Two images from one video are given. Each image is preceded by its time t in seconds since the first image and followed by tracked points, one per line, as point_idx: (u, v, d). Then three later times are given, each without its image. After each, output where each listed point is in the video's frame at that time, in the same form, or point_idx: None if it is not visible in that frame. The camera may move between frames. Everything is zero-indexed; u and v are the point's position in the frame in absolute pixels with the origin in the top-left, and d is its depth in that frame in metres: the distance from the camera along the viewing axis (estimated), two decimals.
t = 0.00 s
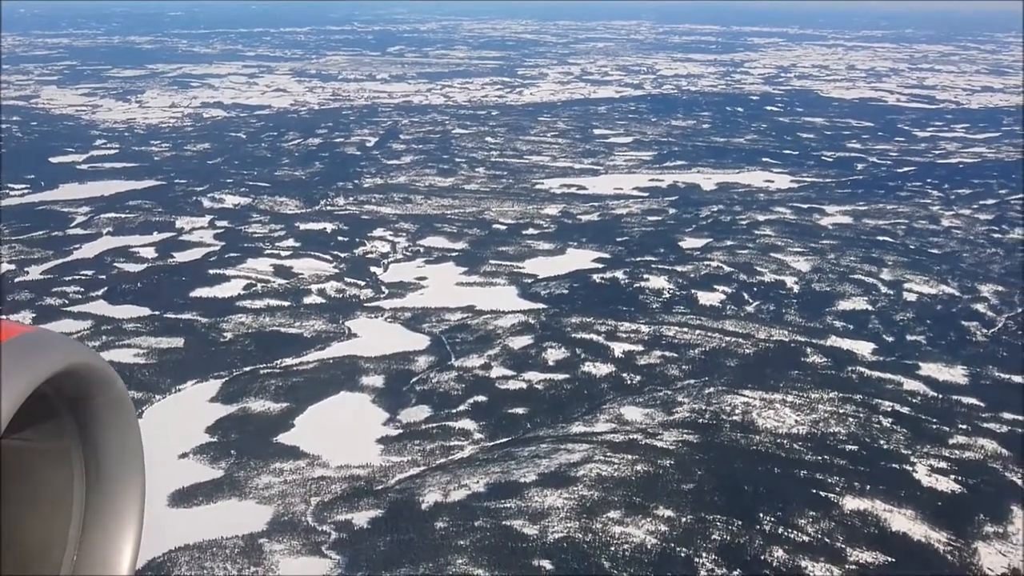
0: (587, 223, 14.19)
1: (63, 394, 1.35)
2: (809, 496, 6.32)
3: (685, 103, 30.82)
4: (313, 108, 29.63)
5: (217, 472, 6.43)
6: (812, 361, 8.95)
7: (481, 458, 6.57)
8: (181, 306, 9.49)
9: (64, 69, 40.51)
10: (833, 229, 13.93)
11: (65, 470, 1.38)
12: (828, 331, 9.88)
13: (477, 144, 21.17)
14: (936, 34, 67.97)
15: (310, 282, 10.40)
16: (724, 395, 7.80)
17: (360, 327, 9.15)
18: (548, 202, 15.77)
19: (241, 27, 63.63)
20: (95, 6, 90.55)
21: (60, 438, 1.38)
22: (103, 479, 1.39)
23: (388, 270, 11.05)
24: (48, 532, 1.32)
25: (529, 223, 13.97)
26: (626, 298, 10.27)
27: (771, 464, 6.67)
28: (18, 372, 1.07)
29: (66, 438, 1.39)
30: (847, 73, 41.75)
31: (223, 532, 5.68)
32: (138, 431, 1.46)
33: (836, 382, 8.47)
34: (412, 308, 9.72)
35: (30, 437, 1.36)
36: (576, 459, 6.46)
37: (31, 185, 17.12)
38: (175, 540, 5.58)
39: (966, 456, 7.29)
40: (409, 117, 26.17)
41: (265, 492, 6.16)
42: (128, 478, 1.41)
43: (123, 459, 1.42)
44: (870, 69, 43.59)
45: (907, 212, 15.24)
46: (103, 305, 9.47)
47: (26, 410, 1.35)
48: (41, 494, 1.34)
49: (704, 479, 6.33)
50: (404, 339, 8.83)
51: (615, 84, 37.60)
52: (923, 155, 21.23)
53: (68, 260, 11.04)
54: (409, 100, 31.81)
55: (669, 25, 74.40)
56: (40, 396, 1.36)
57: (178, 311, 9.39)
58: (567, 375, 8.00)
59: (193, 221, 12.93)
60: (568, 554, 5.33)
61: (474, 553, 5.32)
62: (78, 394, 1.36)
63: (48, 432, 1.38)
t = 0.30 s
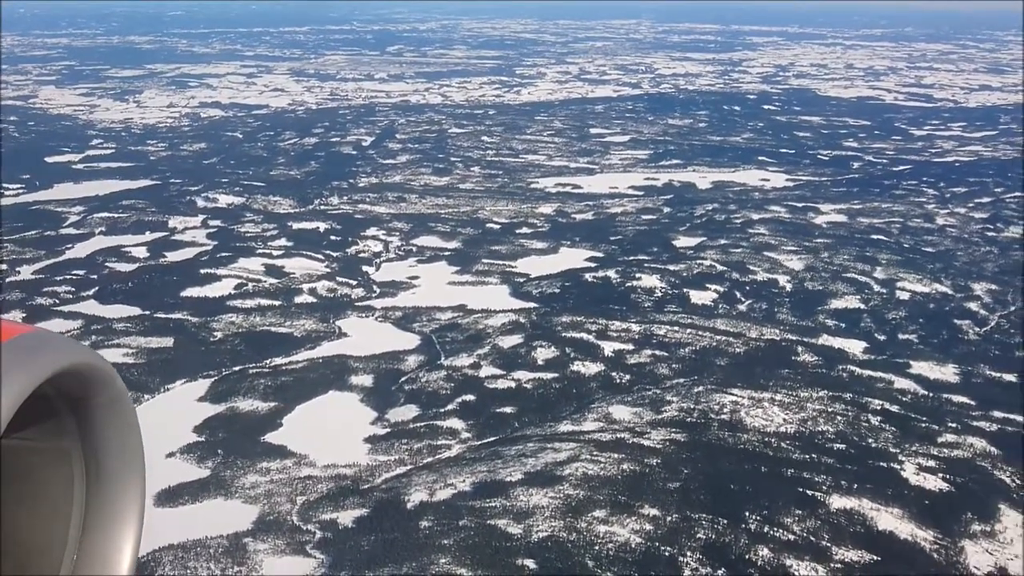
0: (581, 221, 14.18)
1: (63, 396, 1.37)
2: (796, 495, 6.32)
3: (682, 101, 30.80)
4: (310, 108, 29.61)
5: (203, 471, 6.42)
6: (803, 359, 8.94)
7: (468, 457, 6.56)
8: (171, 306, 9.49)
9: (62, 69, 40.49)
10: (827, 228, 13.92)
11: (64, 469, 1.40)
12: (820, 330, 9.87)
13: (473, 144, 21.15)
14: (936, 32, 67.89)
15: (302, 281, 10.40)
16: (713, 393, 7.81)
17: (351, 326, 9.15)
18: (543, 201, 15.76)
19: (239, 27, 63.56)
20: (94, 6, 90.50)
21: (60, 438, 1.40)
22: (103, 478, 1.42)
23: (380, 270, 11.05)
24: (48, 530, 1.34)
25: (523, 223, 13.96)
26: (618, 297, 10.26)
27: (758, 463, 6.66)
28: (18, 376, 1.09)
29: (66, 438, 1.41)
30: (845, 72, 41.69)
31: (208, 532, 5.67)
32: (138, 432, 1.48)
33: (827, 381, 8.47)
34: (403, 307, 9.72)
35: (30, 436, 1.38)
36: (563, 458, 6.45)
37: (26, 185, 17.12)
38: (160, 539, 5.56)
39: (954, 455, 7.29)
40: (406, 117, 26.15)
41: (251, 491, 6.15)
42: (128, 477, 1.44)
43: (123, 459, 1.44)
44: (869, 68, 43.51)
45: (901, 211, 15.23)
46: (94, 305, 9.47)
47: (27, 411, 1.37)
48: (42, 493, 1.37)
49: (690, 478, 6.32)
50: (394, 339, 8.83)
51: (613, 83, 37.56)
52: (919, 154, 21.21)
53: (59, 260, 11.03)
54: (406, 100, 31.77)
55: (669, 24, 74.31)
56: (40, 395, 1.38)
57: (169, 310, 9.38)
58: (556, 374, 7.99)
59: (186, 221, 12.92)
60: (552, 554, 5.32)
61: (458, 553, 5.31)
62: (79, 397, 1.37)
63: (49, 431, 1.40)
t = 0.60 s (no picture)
0: (575, 221, 14.17)
1: (63, 394, 1.30)
2: (783, 494, 6.30)
3: (679, 101, 30.78)
4: (307, 108, 29.59)
5: (189, 471, 6.41)
6: (793, 358, 8.93)
7: (455, 457, 6.55)
8: (162, 305, 9.49)
9: (61, 69, 40.49)
10: (821, 227, 13.91)
11: (64, 469, 1.33)
12: (811, 329, 9.86)
13: (469, 143, 21.15)
14: (935, 31, 67.78)
15: (293, 281, 10.39)
16: (702, 392, 7.80)
17: (341, 326, 9.14)
18: (538, 200, 15.75)
19: (239, 27, 63.49)
20: (93, 6, 90.40)
21: (61, 439, 1.33)
22: (106, 479, 1.35)
23: (372, 269, 11.04)
24: (49, 534, 1.27)
25: (517, 222, 13.95)
26: (610, 296, 10.25)
27: (746, 462, 6.65)
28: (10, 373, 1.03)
29: (65, 436, 1.33)
30: (844, 71, 41.65)
31: (192, 531, 5.66)
32: (139, 432, 1.41)
33: (818, 380, 8.46)
34: (394, 307, 9.71)
35: (30, 436, 1.31)
36: (549, 458, 6.45)
37: (22, 185, 17.13)
38: (145, 539, 5.55)
39: (943, 454, 7.28)
40: (403, 117, 26.14)
41: (237, 491, 6.15)
42: (130, 479, 1.37)
43: (125, 458, 1.38)
44: (868, 66, 43.46)
45: (896, 210, 15.21)
46: (85, 305, 9.48)
47: (24, 408, 1.30)
48: (41, 496, 1.29)
49: (676, 477, 6.32)
50: (385, 338, 8.82)
51: (611, 82, 37.54)
52: (915, 152, 21.19)
53: (51, 260, 11.03)
54: (403, 100, 31.76)
55: (669, 23, 74.24)
56: (37, 393, 1.31)
57: (160, 310, 9.39)
58: (546, 373, 7.99)
59: (179, 221, 12.92)
60: (536, 554, 5.31)
61: (441, 552, 5.31)
62: (76, 393, 1.30)
63: (48, 430, 1.32)
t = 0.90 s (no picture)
0: (570, 219, 14.17)
1: (64, 394, 1.33)
2: (769, 493, 6.30)
3: (677, 99, 30.77)
4: (304, 106, 29.57)
5: (176, 470, 6.41)
6: (784, 356, 8.92)
7: (442, 455, 6.55)
8: (153, 304, 9.49)
9: (59, 68, 40.49)
10: (815, 225, 13.90)
11: (64, 469, 1.36)
12: (803, 327, 9.85)
13: (465, 141, 21.14)
14: (935, 28, 67.68)
15: (285, 280, 10.39)
16: (691, 391, 7.80)
17: (332, 325, 9.14)
18: (532, 198, 15.74)
19: (238, 26, 63.42)
20: (93, 5, 90.52)
21: (61, 438, 1.36)
22: (106, 478, 1.38)
23: (364, 268, 11.03)
24: (49, 532, 1.30)
25: (511, 220, 13.95)
26: (601, 294, 10.25)
27: (733, 461, 6.64)
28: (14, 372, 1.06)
29: (66, 437, 1.36)
30: (842, 69, 41.62)
31: (177, 530, 5.65)
32: (139, 433, 1.45)
33: (808, 378, 8.45)
34: (385, 306, 9.71)
35: (29, 436, 1.34)
36: (536, 456, 6.44)
37: (17, 184, 17.13)
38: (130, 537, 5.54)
39: (932, 452, 7.27)
40: (399, 115, 26.10)
41: (223, 490, 6.15)
42: (129, 479, 1.40)
43: (126, 458, 1.41)
44: (867, 64, 43.41)
45: (891, 207, 15.20)
46: (76, 304, 9.49)
47: (27, 409, 1.34)
48: (41, 494, 1.33)
49: (663, 475, 6.32)
50: (375, 337, 8.82)
51: (609, 80, 37.51)
52: (911, 150, 21.17)
53: (44, 259, 11.04)
54: (401, 98, 31.76)
55: (669, 21, 74.14)
56: (39, 395, 1.34)
57: (150, 309, 9.39)
58: (535, 372, 7.98)
59: (173, 220, 12.92)
60: (520, 552, 5.31)
61: (425, 551, 5.30)
62: (77, 394, 1.34)
63: (50, 430, 1.36)
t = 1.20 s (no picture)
0: (564, 217, 14.16)
1: (64, 393, 1.32)
2: (755, 491, 6.29)
3: (674, 97, 30.72)
4: (301, 105, 29.55)
5: (162, 470, 6.39)
6: (774, 354, 8.91)
7: (429, 454, 6.55)
8: (143, 303, 9.48)
9: (57, 67, 40.44)
10: (809, 223, 13.89)
11: (62, 469, 1.34)
12: (794, 325, 9.84)
13: (461, 140, 21.12)
14: (935, 26, 67.55)
15: (276, 279, 10.38)
16: (679, 389, 7.80)
17: (322, 324, 9.13)
18: (527, 197, 15.73)
19: (237, 25, 63.35)
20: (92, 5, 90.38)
21: (60, 437, 1.35)
22: (106, 479, 1.37)
23: (356, 266, 11.03)
24: (48, 532, 1.28)
25: (505, 219, 13.93)
26: (593, 292, 10.24)
27: (719, 459, 6.64)
28: (12, 372, 1.05)
29: (65, 436, 1.35)
30: (841, 67, 41.58)
31: (162, 529, 5.63)
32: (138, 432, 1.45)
33: (797, 376, 8.45)
34: (376, 304, 9.70)
35: (29, 435, 1.32)
36: (522, 455, 6.44)
37: (11, 183, 17.13)
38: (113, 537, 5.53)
39: (920, 450, 7.26)
40: (396, 114, 26.07)
41: (209, 489, 6.14)
42: (129, 479, 1.39)
43: (125, 459, 1.40)
44: (865, 63, 43.35)
45: (885, 206, 15.19)
46: (66, 303, 9.48)
47: (25, 406, 1.32)
48: (40, 494, 1.31)
49: (649, 474, 6.31)
50: (365, 336, 8.81)
51: (607, 79, 37.46)
52: (908, 148, 21.14)
53: (35, 258, 11.03)
54: (398, 97, 31.73)
55: (668, 19, 74.00)
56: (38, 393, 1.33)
57: (140, 308, 9.38)
58: (523, 370, 7.97)
59: (165, 219, 12.91)
60: (504, 551, 5.31)
61: (407, 551, 5.30)
62: (76, 392, 1.33)
63: (49, 430, 1.34)
